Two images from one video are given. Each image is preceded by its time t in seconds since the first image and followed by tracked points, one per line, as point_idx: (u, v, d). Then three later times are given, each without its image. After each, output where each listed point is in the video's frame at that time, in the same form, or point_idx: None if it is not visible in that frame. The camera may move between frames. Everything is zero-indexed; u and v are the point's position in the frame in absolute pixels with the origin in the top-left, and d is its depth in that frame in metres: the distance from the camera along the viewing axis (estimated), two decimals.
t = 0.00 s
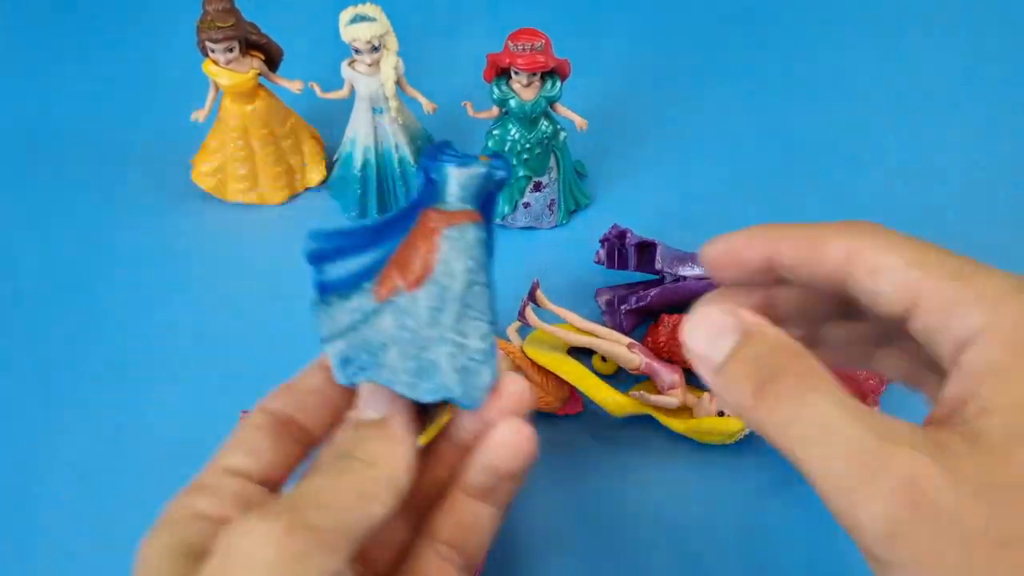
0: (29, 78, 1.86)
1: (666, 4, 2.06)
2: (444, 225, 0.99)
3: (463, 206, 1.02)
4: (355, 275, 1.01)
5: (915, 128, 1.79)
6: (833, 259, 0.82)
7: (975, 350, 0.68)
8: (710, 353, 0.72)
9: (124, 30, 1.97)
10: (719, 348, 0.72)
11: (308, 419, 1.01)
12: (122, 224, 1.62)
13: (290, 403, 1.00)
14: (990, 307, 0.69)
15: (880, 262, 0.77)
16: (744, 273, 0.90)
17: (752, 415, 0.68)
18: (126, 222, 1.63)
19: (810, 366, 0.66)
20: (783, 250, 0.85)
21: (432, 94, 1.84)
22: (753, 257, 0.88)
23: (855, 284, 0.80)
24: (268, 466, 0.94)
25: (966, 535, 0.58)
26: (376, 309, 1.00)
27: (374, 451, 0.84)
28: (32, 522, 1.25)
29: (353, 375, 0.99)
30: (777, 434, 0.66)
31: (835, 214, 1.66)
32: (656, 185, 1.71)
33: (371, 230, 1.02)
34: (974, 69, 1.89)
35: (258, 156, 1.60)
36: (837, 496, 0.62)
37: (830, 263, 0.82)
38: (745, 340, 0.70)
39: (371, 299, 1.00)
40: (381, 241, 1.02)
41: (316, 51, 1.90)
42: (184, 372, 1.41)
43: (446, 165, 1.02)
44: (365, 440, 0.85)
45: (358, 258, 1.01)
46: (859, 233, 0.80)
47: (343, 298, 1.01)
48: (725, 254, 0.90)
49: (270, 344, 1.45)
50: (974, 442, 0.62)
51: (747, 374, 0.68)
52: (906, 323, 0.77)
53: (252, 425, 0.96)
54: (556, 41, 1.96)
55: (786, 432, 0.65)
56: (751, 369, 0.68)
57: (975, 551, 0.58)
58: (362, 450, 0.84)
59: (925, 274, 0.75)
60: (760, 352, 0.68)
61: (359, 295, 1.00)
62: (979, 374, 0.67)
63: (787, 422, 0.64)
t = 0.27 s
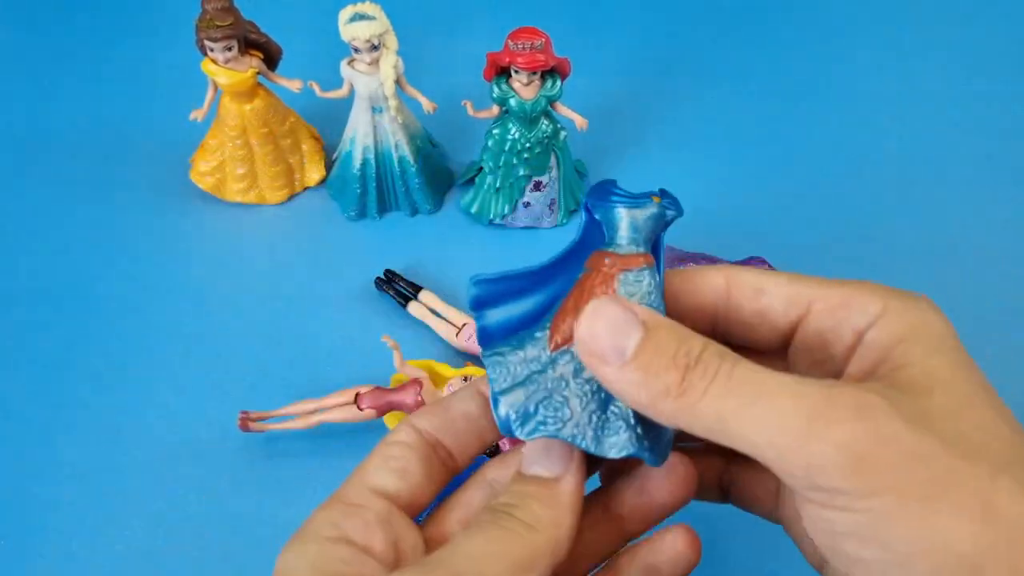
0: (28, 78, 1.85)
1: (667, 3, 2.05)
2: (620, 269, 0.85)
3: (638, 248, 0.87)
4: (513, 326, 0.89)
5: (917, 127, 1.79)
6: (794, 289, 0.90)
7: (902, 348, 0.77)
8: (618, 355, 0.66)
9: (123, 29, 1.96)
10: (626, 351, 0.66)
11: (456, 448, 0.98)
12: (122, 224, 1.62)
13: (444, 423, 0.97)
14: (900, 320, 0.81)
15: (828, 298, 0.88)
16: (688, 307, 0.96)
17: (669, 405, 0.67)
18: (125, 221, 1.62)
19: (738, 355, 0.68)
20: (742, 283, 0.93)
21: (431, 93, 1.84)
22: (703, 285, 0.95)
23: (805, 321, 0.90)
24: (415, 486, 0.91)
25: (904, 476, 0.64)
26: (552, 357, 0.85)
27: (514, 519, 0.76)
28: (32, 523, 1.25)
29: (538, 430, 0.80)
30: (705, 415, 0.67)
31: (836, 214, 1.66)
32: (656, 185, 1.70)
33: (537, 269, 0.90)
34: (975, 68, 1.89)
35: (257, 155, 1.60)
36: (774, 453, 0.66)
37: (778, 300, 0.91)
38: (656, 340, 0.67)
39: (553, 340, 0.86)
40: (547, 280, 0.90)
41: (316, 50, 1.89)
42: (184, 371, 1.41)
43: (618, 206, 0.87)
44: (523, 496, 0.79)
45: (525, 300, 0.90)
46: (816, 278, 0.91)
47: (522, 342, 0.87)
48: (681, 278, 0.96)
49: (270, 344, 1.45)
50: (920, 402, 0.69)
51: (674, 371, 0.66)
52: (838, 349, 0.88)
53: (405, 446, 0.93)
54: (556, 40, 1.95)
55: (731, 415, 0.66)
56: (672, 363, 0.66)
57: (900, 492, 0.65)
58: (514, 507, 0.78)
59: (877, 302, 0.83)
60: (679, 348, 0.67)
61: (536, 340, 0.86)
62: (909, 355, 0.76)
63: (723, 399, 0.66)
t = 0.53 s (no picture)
0: (28, 78, 1.85)
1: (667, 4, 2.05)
2: (624, 325, 0.78)
3: (641, 295, 0.80)
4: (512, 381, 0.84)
5: (917, 127, 1.79)
6: (790, 323, 0.90)
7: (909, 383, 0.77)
8: (630, 413, 0.67)
9: (123, 29, 1.96)
10: (637, 409, 0.66)
11: (460, 476, 0.92)
12: (122, 224, 1.62)
13: (445, 453, 0.92)
14: (898, 354, 0.80)
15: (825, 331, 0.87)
16: (683, 345, 0.95)
17: (683, 459, 0.67)
18: (125, 222, 1.62)
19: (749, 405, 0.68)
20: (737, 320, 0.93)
21: (431, 94, 1.84)
22: (696, 322, 0.94)
23: (801, 356, 0.90)
24: (416, 520, 0.87)
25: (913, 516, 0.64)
26: (562, 418, 0.79)
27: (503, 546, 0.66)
28: (32, 523, 1.25)
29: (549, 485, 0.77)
30: (720, 466, 0.66)
31: (836, 214, 1.65)
32: (657, 185, 1.70)
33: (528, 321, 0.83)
34: (975, 68, 1.89)
35: (257, 155, 1.60)
36: (789, 498, 0.66)
37: (773, 335, 0.91)
38: (663, 394, 0.66)
39: (563, 399, 0.79)
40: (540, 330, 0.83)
41: (315, 50, 1.89)
42: (184, 371, 1.41)
43: (613, 256, 0.79)
44: (520, 512, 0.67)
45: (520, 352, 0.84)
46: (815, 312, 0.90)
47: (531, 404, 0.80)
48: (674, 313, 0.95)
49: (270, 344, 1.45)
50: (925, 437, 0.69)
51: (684, 425, 0.66)
52: (835, 383, 0.87)
53: (407, 479, 0.88)
54: (556, 40, 1.95)
55: (745, 464, 0.65)
56: (683, 416, 0.66)
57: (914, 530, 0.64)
58: (511, 540, 0.66)
59: (877, 337, 0.83)
60: (689, 402, 0.67)
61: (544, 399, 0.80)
62: (912, 390, 0.76)
63: (732, 448, 0.65)
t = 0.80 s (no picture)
0: (28, 78, 1.86)
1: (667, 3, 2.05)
2: (559, 324, 0.72)
3: (578, 287, 0.73)
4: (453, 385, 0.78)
5: (917, 127, 1.79)
6: (739, 318, 0.84)
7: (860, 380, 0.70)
8: (567, 432, 0.63)
9: (123, 29, 1.97)
10: (574, 428, 0.62)
11: (418, 482, 0.86)
12: (121, 224, 1.62)
13: (399, 459, 0.85)
14: (847, 346, 0.74)
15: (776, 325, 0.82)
16: (631, 345, 0.90)
17: (627, 480, 0.62)
18: (124, 222, 1.62)
19: (692, 419, 0.62)
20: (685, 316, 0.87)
21: (432, 93, 1.84)
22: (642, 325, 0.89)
23: (753, 353, 0.84)
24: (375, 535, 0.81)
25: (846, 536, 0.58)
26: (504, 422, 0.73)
27: (476, 551, 0.64)
28: (32, 523, 1.25)
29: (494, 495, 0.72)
30: (665, 487, 0.61)
31: (837, 214, 1.65)
32: (657, 184, 1.70)
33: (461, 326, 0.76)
34: (975, 68, 1.89)
35: (257, 155, 1.60)
36: (724, 520, 0.60)
37: (723, 331, 0.86)
38: (600, 411, 0.62)
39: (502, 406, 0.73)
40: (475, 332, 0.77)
41: (316, 50, 1.89)
42: (183, 372, 1.41)
43: (544, 253, 0.70)
44: (485, 518, 0.66)
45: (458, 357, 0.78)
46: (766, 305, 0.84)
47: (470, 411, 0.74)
48: (621, 313, 0.90)
49: (269, 344, 1.44)
50: (864, 445, 0.61)
51: (623, 446, 0.61)
52: (789, 378, 0.81)
53: (361, 491, 0.82)
54: (557, 40, 1.95)
55: (686, 486, 0.60)
56: (620, 435, 0.61)
57: (856, 548, 0.58)
58: (482, 546, 0.64)
59: (827, 325, 0.77)
60: (627, 418, 0.61)
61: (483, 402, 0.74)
62: (859, 388, 0.69)
63: (667, 471, 0.60)
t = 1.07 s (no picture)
0: (28, 78, 1.86)
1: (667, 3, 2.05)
2: (512, 291, 0.69)
3: (531, 249, 0.70)
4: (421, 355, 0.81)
5: (917, 127, 1.79)
6: (715, 328, 0.83)
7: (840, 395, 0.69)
8: (548, 443, 0.61)
9: (123, 29, 1.97)
10: (556, 439, 0.61)
11: (388, 470, 0.85)
12: (121, 224, 1.62)
13: (368, 450, 0.84)
14: (826, 363, 0.73)
15: (752, 338, 0.80)
16: (608, 352, 0.90)
17: (609, 494, 0.61)
18: (125, 222, 1.62)
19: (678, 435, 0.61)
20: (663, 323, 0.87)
21: (431, 93, 1.84)
22: (621, 326, 0.89)
23: (729, 366, 0.83)
24: (349, 527, 0.79)
25: (840, 552, 0.57)
26: (466, 392, 0.71)
27: (448, 540, 0.63)
28: (33, 523, 1.25)
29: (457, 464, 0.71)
30: (648, 503, 0.60)
31: (837, 214, 1.65)
32: (656, 184, 1.70)
33: (415, 299, 0.76)
34: (976, 68, 1.89)
35: (257, 155, 1.60)
36: (712, 537, 0.59)
37: (699, 342, 0.84)
38: (584, 423, 0.61)
39: (462, 375, 0.71)
40: (431, 302, 0.77)
41: (315, 50, 1.89)
42: (183, 372, 1.41)
43: (489, 218, 0.67)
44: (454, 504, 0.64)
45: (419, 328, 0.79)
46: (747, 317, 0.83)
47: (431, 383, 0.73)
48: (599, 315, 0.90)
49: (269, 344, 1.44)
50: (852, 460, 0.61)
51: (609, 460, 0.60)
52: (767, 393, 0.79)
53: (332, 485, 0.80)
54: (557, 39, 1.95)
55: (672, 503, 0.59)
56: (605, 448, 0.60)
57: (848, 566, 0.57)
58: (456, 535, 0.63)
59: (804, 341, 0.75)
60: (612, 431, 0.60)
61: (444, 375, 0.72)
62: (843, 405, 0.68)
63: (653, 487, 0.59)
